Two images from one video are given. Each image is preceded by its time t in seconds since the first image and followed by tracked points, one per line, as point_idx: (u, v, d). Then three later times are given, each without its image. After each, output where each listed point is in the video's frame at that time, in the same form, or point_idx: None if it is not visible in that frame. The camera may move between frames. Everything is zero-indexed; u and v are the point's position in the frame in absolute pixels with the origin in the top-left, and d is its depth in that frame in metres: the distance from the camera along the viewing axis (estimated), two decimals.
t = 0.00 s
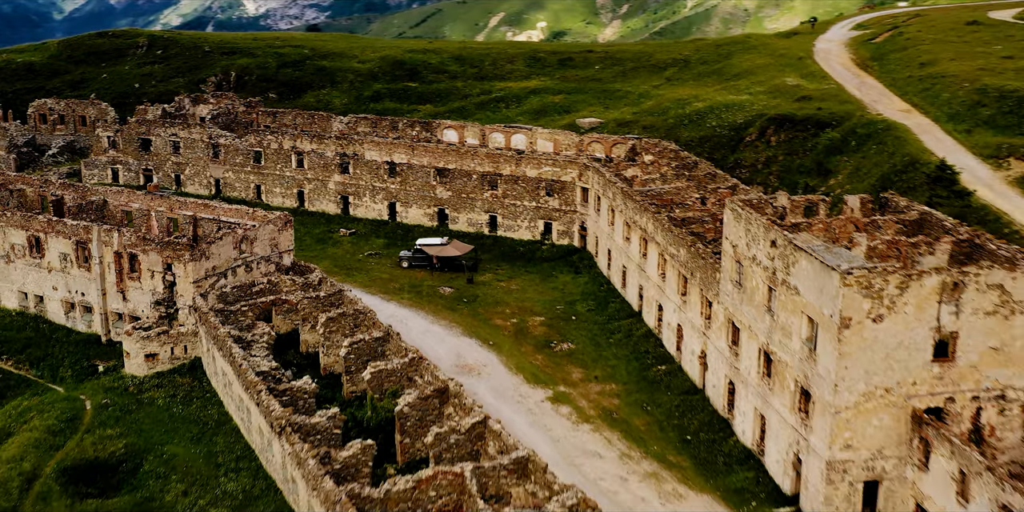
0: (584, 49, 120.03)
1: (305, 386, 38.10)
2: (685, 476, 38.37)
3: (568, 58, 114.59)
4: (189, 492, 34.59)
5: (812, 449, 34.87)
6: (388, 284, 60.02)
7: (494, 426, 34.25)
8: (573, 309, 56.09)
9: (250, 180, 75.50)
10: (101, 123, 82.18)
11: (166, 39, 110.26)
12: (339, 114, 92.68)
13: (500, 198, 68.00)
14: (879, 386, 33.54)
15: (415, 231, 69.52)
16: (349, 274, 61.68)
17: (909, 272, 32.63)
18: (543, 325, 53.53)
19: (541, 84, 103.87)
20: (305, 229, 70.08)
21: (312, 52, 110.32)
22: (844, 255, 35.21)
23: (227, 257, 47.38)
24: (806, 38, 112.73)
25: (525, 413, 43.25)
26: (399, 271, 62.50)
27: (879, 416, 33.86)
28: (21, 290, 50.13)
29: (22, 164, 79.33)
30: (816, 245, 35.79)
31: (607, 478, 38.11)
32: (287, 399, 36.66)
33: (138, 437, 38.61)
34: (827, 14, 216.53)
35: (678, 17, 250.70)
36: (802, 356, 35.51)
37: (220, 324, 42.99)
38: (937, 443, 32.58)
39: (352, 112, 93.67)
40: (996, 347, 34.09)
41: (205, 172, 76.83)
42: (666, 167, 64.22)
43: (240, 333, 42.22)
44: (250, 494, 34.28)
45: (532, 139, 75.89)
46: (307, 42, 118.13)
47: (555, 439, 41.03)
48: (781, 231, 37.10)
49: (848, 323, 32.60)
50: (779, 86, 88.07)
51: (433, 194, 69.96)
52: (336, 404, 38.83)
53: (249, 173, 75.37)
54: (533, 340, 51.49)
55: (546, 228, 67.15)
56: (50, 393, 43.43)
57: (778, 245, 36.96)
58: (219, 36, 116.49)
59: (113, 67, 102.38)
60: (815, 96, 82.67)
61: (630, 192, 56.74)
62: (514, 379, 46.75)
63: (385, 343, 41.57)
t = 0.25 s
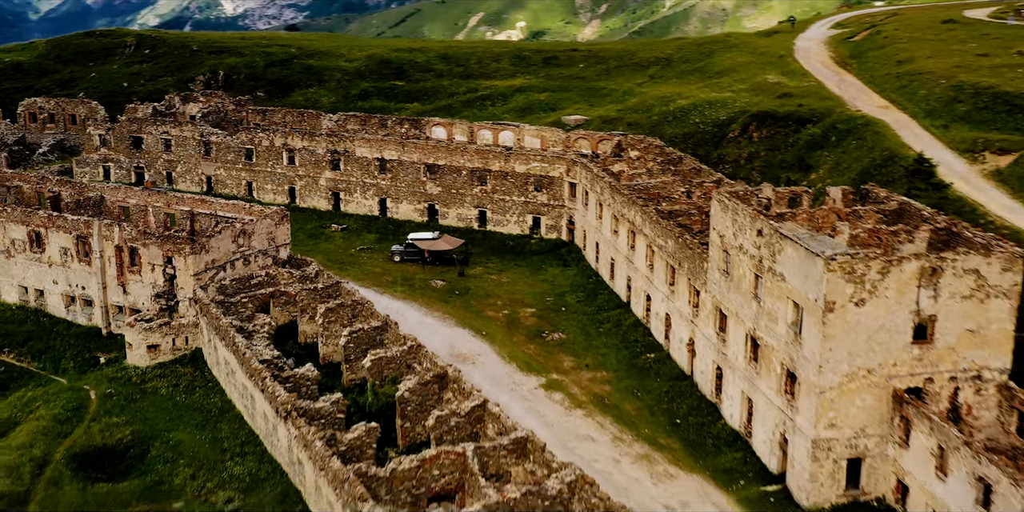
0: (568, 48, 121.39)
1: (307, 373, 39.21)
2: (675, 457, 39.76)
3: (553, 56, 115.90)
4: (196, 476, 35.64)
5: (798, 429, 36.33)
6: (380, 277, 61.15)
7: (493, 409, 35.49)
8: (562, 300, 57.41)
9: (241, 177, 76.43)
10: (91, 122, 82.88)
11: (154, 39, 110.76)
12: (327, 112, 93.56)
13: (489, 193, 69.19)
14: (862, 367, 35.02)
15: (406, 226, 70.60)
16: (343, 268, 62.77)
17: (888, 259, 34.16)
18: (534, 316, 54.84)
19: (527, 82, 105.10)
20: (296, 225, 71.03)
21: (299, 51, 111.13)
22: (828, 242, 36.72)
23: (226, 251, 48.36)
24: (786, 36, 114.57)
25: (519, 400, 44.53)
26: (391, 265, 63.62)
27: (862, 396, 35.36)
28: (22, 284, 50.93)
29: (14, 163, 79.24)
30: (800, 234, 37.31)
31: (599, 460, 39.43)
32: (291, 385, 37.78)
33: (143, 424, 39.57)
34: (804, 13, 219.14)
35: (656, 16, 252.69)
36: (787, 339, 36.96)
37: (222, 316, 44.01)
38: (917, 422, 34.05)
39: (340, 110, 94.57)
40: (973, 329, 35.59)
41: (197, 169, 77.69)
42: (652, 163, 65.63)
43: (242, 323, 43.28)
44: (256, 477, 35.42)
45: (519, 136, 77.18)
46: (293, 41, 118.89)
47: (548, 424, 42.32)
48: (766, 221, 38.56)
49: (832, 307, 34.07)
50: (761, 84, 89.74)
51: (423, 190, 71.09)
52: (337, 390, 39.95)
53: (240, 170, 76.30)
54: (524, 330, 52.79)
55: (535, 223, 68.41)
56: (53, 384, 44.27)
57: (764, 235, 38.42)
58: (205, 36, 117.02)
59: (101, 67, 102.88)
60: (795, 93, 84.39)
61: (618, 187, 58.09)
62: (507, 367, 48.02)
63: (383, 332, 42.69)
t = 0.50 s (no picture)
0: (550, 47, 123.01)
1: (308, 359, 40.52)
2: (663, 437, 41.42)
3: (535, 55, 117.43)
4: (203, 458, 36.90)
5: (780, 407, 38.09)
6: (372, 270, 62.52)
7: (490, 390, 36.99)
8: (550, 291, 58.98)
9: (231, 174, 77.46)
10: (81, 122, 83.78)
11: (139, 38, 111.35)
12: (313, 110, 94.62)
13: (477, 188, 70.60)
14: (841, 347, 36.80)
15: (395, 221, 71.91)
16: (334, 262, 64.08)
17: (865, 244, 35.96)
18: (522, 306, 56.42)
19: (510, 80, 106.58)
20: (287, 221, 72.19)
21: (284, 51, 112.06)
22: (808, 229, 38.49)
23: (223, 244, 49.54)
24: (763, 35, 116.74)
25: (512, 385, 46.06)
26: (382, 258, 64.95)
27: (841, 375, 37.11)
28: (21, 278, 51.85)
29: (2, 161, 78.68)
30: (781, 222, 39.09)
31: (590, 440, 41.02)
32: (294, 371, 39.10)
33: (148, 410, 40.76)
34: (778, 13, 222.19)
35: (632, 16, 254.80)
36: (770, 322, 38.70)
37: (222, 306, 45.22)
38: (893, 398, 35.85)
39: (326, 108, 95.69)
40: (946, 311, 37.31)
41: (187, 166, 78.62)
42: (636, 158, 67.31)
43: (243, 313, 44.50)
44: (263, 459, 36.81)
45: (505, 132, 78.62)
46: (278, 40, 119.78)
47: (540, 407, 43.89)
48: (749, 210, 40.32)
49: (813, 290, 35.84)
50: (739, 81, 91.73)
51: (411, 185, 72.43)
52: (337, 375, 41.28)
53: (230, 167, 77.32)
54: (514, 319, 54.33)
55: (521, 217, 69.90)
56: (56, 375, 45.28)
57: (747, 223, 40.16)
58: (189, 35, 117.69)
59: (88, 66, 103.43)
60: (773, 89, 86.40)
61: (603, 181, 59.70)
62: (499, 354, 49.55)
63: (380, 320, 44.08)
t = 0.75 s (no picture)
0: (533, 46, 124.42)
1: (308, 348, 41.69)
2: (652, 421, 42.89)
3: (519, 54, 118.79)
4: (209, 443, 38.04)
5: (765, 390, 39.65)
6: (364, 264, 63.73)
7: (487, 376, 38.37)
8: (539, 284, 60.36)
9: (222, 171, 78.38)
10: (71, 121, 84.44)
11: (126, 38, 111.87)
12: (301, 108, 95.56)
13: (465, 184, 71.85)
14: (823, 331, 38.38)
15: (385, 217, 73.07)
16: (326, 256, 65.26)
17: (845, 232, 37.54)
18: (512, 298, 57.78)
19: (495, 79, 107.87)
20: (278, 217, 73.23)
21: (270, 50, 112.87)
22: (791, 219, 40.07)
23: (221, 238, 50.59)
24: (743, 34, 118.65)
25: (504, 372, 47.46)
26: (373, 253, 66.11)
27: (823, 358, 38.71)
28: (21, 273, 52.73)
29: None
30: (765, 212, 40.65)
31: (582, 424, 42.45)
32: (295, 358, 40.26)
33: (152, 399, 41.82)
34: (755, 12, 224.73)
35: (611, 16, 256.58)
36: (755, 309, 40.26)
37: (222, 297, 46.27)
38: (873, 379, 37.46)
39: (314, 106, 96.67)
40: (922, 296, 38.94)
41: (178, 164, 79.50)
42: (621, 154, 68.77)
43: (242, 304, 45.59)
44: (266, 443, 37.99)
45: (492, 129, 79.89)
46: (264, 40, 120.55)
47: (533, 393, 45.30)
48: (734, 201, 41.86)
49: (796, 277, 37.41)
50: (721, 79, 93.44)
51: (400, 182, 73.60)
52: (336, 363, 42.46)
53: (221, 165, 78.26)
54: (505, 311, 55.70)
55: (509, 212, 71.17)
56: (59, 366, 46.24)
57: (732, 214, 41.70)
58: (176, 35, 118.27)
59: (75, 66, 103.94)
60: (754, 87, 88.17)
61: (591, 175, 61.13)
62: (491, 344, 50.92)
63: (377, 311, 45.30)
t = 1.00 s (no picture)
0: (515, 44, 126.02)
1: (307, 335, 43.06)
2: (639, 403, 44.61)
3: (501, 53, 120.36)
4: (214, 427, 39.38)
5: (747, 371, 41.48)
6: (355, 257, 65.15)
7: (482, 360, 39.94)
8: (527, 275, 61.96)
9: (212, 168, 79.48)
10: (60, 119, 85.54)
11: (112, 38, 112.51)
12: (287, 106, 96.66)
13: (453, 180, 73.34)
14: (803, 314, 40.23)
15: (373, 212, 74.43)
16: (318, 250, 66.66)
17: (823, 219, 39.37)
18: (501, 289, 59.36)
19: (478, 77, 109.37)
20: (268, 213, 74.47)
21: (256, 49, 113.82)
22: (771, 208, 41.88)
23: (218, 231, 51.82)
24: (721, 33, 120.82)
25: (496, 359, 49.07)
26: (363, 247, 67.47)
27: (803, 340, 40.56)
28: (20, 267, 53.78)
29: None
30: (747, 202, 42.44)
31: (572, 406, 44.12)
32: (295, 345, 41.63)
33: (155, 386, 43.07)
34: (731, 12, 227.50)
35: (587, 16, 258.48)
36: (738, 294, 42.07)
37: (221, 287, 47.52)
38: (850, 359, 39.36)
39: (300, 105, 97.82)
40: (897, 280, 40.86)
41: (168, 161, 80.59)
42: (604, 149, 70.50)
43: (241, 294, 46.88)
44: (270, 426, 39.38)
45: (477, 126, 81.45)
46: (249, 39, 121.45)
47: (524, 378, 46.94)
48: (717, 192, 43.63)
49: (777, 262, 39.24)
50: (700, 77, 95.41)
51: (388, 177, 74.99)
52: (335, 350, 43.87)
53: (210, 162, 79.38)
54: (494, 301, 57.27)
55: (496, 207, 72.69)
56: (61, 356, 47.39)
57: (715, 204, 43.48)
58: (160, 34, 118.97)
59: (62, 65, 104.60)
60: (733, 84, 90.21)
61: (576, 169, 62.83)
62: (482, 332, 52.51)
63: (372, 300, 46.77)
